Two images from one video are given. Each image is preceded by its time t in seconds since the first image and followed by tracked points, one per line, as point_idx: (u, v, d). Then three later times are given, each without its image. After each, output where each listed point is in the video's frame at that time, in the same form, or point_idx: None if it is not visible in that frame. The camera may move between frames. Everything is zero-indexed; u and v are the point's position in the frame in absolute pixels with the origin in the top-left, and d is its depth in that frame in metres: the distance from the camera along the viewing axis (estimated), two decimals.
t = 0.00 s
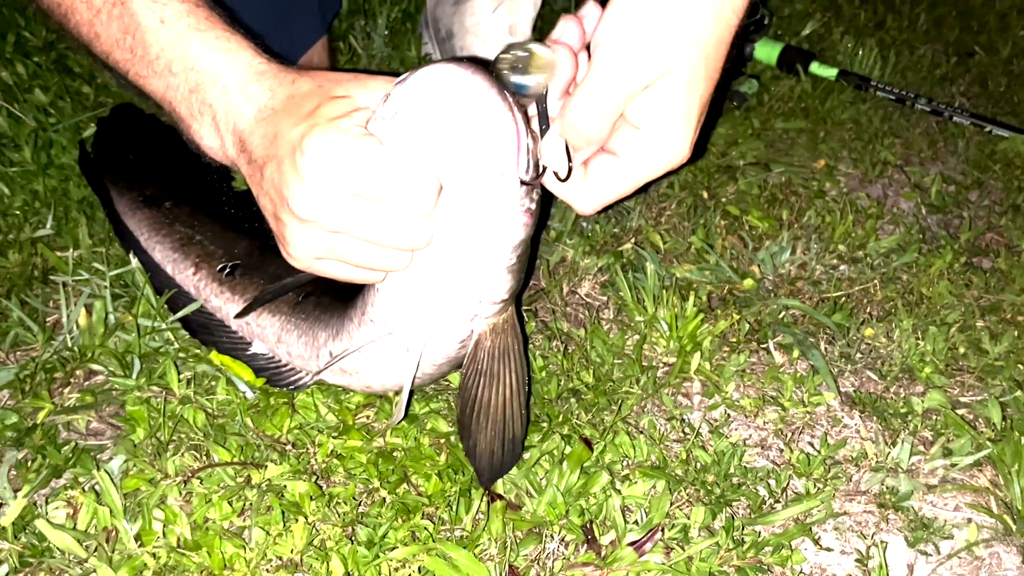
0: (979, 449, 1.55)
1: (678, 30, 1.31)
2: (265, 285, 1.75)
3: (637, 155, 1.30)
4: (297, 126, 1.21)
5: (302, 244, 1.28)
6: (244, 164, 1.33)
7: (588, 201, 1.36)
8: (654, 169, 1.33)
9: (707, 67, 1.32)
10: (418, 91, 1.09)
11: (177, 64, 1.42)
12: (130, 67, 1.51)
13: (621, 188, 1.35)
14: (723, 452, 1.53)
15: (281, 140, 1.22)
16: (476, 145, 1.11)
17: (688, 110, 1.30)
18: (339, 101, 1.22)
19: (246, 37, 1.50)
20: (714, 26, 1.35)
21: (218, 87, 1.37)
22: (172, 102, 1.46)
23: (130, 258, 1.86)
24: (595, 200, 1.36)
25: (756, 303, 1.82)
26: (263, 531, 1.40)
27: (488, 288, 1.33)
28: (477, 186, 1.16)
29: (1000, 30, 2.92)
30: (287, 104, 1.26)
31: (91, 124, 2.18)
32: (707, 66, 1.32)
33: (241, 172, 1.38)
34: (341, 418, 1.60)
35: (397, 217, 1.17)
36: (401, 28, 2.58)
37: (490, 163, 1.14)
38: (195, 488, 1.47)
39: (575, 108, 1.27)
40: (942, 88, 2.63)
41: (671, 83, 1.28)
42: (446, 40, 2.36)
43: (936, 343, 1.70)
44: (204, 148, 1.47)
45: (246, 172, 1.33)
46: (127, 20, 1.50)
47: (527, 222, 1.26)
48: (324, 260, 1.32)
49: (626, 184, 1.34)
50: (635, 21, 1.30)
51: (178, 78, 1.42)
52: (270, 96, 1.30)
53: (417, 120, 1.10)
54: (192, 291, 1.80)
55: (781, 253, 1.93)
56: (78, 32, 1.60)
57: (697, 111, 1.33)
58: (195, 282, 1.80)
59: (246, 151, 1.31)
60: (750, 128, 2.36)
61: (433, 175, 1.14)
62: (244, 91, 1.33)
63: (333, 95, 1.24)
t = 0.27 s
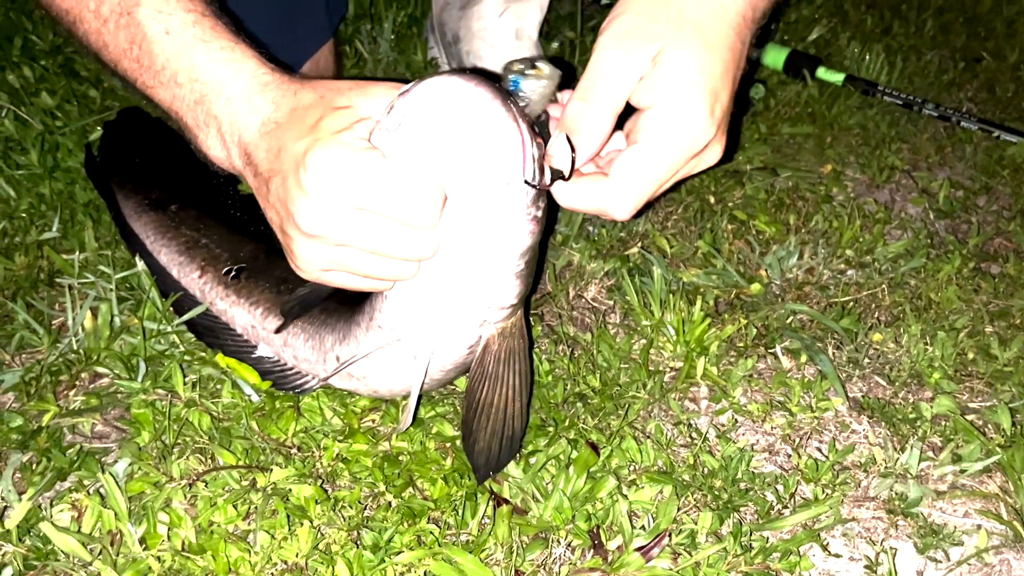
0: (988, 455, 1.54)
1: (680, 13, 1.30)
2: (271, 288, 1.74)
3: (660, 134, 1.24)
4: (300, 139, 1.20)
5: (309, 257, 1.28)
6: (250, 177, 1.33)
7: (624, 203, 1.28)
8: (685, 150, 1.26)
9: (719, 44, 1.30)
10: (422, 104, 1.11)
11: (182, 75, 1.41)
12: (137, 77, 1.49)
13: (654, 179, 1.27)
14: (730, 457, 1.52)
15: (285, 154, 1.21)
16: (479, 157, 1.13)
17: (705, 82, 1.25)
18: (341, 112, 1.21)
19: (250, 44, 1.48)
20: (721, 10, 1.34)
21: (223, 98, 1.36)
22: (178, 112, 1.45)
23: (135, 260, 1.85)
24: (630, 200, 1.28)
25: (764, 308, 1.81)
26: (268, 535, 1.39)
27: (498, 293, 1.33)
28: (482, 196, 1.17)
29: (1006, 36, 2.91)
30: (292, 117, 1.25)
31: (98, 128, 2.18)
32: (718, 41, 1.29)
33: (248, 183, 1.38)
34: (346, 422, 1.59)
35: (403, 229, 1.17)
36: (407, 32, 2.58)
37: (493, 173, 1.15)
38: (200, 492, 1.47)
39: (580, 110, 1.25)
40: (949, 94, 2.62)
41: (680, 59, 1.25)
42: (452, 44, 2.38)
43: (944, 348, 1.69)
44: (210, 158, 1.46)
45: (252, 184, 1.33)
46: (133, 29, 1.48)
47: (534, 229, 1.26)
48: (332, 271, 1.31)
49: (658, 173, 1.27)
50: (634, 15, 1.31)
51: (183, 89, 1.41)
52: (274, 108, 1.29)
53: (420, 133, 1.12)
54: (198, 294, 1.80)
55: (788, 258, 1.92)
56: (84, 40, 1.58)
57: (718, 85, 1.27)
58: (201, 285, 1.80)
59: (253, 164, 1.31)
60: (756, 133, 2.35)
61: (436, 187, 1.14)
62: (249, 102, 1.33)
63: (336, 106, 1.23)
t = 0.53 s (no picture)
0: (997, 463, 1.53)
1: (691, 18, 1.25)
2: (276, 291, 1.75)
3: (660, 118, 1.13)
4: (301, 144, 1.18)
5: (315, 260, 1.27)
6: (252, 181, 1.32)
7: (625, 204, 1.15)
8: (690, 139, 1.14)
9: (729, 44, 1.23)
10: (417, 105, 1.09)
11: (180, 80, 1.40)
12: (135, 81, 1.49)
13: (657, 175, 1.15)
14: (737, 463, 1.51)
15: (285, 159, 1.20)
16: (479, 158, 1.10)
17: (708, 73, 1.17)
18: (340, 115, 1.19)
19: (248, 46, 1.47)
20: (737, 17, 1.28)
21: (222, 102, 1.35)
22: (177, 115, 1.44)
23: (140, 263, 1.84)
24: (630, 200, 1.15)
25: (771, 314, 1.80)
26: (272, 540, 1.39)
27: (504, 290, 1.33)
28: (483, 195, 1.15)
29: (1014, 43, 2.90)
30: (290, 121, 1.23)
31: (104, 131, 2.18)
32: (727, 42, 1.22)
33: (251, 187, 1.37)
34: (350, 426, 1.58)
35: (406, 232, 1.16)
36: (413, 36, 2.58)
37: (495, 171, 1.13)
38: (203, 496, 1.46)
39: (580, 108, 1.22)
40: (956, 100, 2.61)
41: (683, 52, 1.18)
42: (458, 48, 2.37)
43: (953, 355, 1.68)
44: (212, 161, 1.46)
45: (255, 189, 1.32)
46: (130, 33, 1.47)
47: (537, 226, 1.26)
48: (337, 273, 1.30)
49: (661, 166, 1.14)
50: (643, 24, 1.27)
51: (182, 93, 1.40)
52: (274, 112, 1.27)
53: (417, 134, 1.09)
54: (202, 297, 1.80)
55: (795, 263, 1.91)
56: (80, 44, 1.57)
57: (724, 78, 1.18)
58: (205, 288, 1.80)
59: (254, 169, 1.30)
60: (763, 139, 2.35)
61: (439, 189, 1.12)
62: (248, 106, 1.31)
63: (334, 109, 1.20)
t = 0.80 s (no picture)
0: (1004, 473, 1.52)
1: (705, 36, 1.27)
2: (280, 298, 1.73)
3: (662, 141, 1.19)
4: (295, 152, 1.19)
5: (308, 270, 1.27)
6: (246, 189, 1.33)
7: (615, 217, 1.21)
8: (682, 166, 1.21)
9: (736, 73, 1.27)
10: (410, 118, 1.13)
11: (176, 87, 1.40)
12: (132, 88, 1.49)
13: (650, 194, 1.21)
14: (742, 472, 1.51)
15: (279, 167, 1.20)
16: (470, 170, 1.14)
17: (713, 102, 1.22)
18: (334, 124, 1.20)
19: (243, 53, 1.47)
20: (746, 42, 1.31)
21: (217, 110, 1.35)
22: (172, 122, 1.45)
23: (147, 269, 1.86)
24: (619, 216, 1.21)
25: (776, 322, 1.80)
26: (275, 546, 1.39)
27: (498, 302, 1.32)
28: (475, 209, 1.18)
29: (1020, 53, 2.90)
30: (285, 130, 1.24)
31: (111, 137, 2.18)
32: (734, 71, 1.26)
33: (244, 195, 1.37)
34: (354, 433, 1.58)
35: (400, 242, 1.17)
36: (419, 44, 2.59)
37: (486, 185, 1.16)
38: (207, 501, 1.46)
39: (580, 97, 1.21)
40: (962, 110, 2.61)
41: (693, 75, 1.22)
42: (464, 56, 2.38)
43: (959, 365, 1.68)
44: (206, 169, 1.46)
45: (249, 197, 1.32)
46: (128, 40, 1.48)
47: (528, 239, 1.26)
48: (329, 283, 1.31)
49: (654, 186, 1.20)
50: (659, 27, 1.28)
51: (178, 100, 1.40)
52: (268, 120, 1.28)
53: (411, 145, 1.12)
54: (207, 303, 1.80)
55: (800, 272, 1.90)
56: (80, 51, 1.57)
57: (726, 109, 1.24)
58: (210, 294, 1.80)
59: (248, 178, 1.30)
60: (768, 147, 2.35)
61: (432, 199, 1.14)
62: (244, 115, 1.32)
63: (328, 118, 1.21)
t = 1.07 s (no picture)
0: (1005, 484, 1.52)
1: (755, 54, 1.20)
2: (283, 305, 1.73)
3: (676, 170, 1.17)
4: (316, 158, 1.20)
5: (324, 274, 1.28)
6: (262, 198, 1.31)
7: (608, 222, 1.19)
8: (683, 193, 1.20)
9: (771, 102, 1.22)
10: (434, 120, 1.13)
11: (190, 95, 1.37)
12: (140, 97, 1.43)
13: (646, 211, 1.20)
14: (743, 481, 1.51)
15: (300, 172, 1.21)
16: (491, 175, 1.13)
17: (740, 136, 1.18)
18: (355, 132, 1.21)
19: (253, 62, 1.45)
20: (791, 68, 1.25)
21: (232, 119, 1.33)
22: (183, 130, 1.41)
23: (151, 274, 1.87)
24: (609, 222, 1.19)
25: (778, 332, 1.80)
26: (275, 551, 1.39)
27: (512, 311, 1.32)
28: (497, 214, 1.17)
29: None
30: (305, 137, 1.24)
31: (117, 143, 2.19)
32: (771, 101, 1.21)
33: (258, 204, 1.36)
34: (355, 439, 1.59)
35: (420, 245, 1.17)
36: (425, 53, 2.60)
37: (511, 189, 1.15)
38: (208, 506, 1.47)
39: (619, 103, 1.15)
40: (966, 121, 2.62)
41: (732, 103, 1.16)
42: (468, 64, 2.39)
43: (961, 375, 1.68)
44: (216, 177, 1.43)
45: (264, 204, 1.31)
46: (140, 48, 1.42)
47: (547, 243, 1.25)
48: (345, 289, 1.31)
49: (651, 204, 1.19)
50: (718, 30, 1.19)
51: (191, 109, 1.37)
52: (287, 127, 1.27)
53: (431, 147, 1.12)
54: (211, 308, 1.80)
55: (802, 281, 1.90)
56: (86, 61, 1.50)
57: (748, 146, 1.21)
58: (213, 299, 1.80)
59: (265, 186, 1.29)
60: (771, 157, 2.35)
61: (453, 202, 1.14)
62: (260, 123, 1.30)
63: (349, 126, 1.24)
